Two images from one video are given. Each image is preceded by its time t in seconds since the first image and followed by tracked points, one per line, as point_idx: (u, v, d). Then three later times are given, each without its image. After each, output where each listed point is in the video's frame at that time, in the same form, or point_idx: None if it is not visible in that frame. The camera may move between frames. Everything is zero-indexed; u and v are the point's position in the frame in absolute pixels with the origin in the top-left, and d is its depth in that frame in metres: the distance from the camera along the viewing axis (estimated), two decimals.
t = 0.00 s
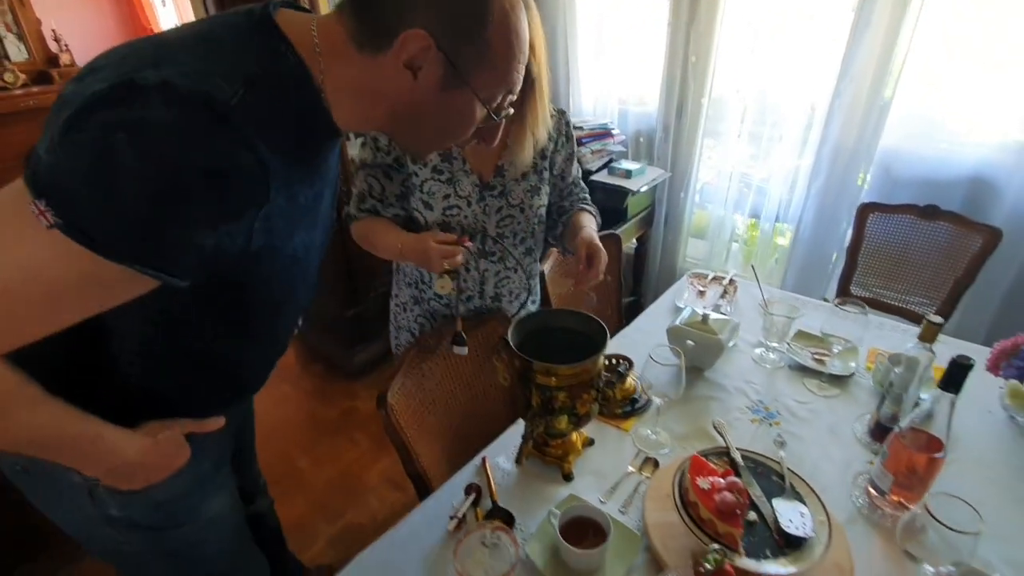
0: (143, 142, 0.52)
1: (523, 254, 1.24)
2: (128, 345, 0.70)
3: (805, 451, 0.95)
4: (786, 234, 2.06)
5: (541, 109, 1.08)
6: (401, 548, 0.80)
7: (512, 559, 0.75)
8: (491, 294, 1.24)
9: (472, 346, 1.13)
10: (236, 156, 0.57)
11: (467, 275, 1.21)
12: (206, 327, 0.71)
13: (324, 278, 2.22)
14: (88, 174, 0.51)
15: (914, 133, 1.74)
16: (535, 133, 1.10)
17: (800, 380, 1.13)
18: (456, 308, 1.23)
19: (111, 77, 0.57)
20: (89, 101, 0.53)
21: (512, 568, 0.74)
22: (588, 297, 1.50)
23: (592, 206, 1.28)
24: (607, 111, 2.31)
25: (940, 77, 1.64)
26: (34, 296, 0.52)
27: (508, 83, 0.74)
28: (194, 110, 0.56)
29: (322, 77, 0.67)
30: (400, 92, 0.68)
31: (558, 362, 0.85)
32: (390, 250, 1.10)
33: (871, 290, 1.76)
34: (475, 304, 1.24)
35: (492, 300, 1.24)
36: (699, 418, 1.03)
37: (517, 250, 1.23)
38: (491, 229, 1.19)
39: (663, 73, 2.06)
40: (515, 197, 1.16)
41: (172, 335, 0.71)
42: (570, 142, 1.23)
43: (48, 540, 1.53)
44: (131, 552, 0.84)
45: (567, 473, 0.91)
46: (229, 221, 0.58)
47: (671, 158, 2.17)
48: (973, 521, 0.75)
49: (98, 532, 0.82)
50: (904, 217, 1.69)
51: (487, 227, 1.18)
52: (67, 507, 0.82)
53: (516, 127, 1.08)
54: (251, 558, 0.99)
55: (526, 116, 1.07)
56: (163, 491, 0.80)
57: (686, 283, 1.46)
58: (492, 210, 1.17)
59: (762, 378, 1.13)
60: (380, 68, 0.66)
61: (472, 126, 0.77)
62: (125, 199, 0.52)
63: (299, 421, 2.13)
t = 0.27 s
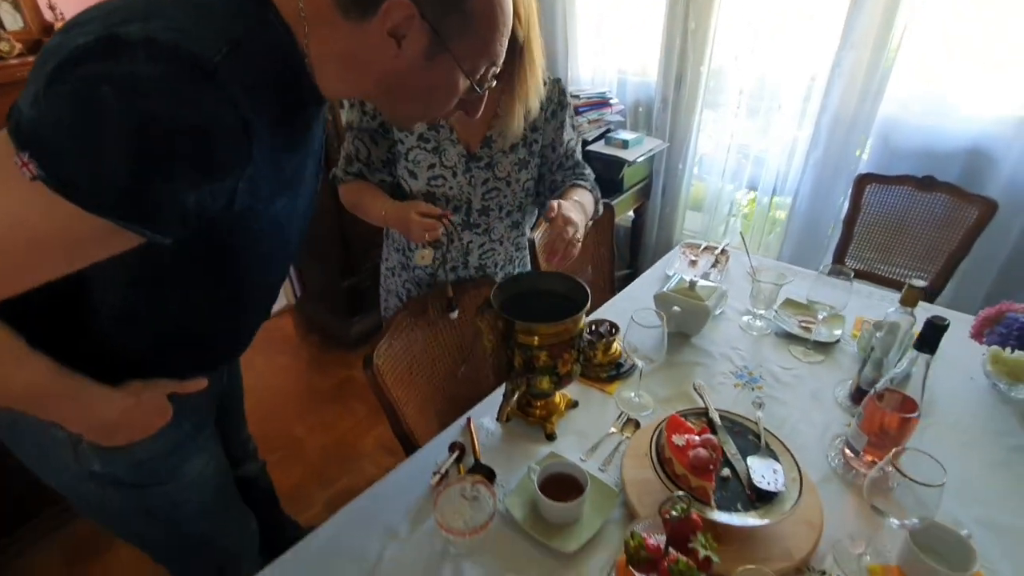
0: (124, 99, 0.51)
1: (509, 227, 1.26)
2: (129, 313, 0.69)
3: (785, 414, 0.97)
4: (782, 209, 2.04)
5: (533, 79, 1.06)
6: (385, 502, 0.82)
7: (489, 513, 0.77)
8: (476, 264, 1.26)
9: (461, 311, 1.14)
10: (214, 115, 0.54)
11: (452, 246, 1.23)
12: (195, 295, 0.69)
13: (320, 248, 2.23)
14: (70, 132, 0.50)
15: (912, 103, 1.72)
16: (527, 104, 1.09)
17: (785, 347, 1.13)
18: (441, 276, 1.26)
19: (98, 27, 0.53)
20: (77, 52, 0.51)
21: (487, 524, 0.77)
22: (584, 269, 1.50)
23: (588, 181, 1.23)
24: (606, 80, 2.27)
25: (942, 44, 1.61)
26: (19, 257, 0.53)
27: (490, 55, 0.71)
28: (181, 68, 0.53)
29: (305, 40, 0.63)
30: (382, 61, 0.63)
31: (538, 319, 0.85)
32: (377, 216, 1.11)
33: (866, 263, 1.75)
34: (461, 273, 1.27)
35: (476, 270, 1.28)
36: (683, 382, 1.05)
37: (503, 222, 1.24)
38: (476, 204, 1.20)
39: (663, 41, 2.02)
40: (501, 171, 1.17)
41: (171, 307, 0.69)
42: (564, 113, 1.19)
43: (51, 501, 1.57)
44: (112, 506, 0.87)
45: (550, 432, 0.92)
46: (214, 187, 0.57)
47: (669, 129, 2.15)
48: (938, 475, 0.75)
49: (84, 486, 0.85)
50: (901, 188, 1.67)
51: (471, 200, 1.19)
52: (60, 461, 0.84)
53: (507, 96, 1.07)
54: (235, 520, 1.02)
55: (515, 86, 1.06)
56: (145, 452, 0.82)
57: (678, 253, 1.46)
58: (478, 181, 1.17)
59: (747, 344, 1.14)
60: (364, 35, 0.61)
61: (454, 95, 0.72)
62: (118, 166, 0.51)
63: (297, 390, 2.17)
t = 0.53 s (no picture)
0: (79, 45, 0.52)
1: (498, 205, 1.25)
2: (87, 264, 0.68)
3: (769, 388, 0.97)
4: (781, 190, 2.02)
5: (520, 47, 1.04)
6: (369, 465, 0.84)
7: (469, 473, 0.79)
8: (464, 241, 1.26)
9: (451, 283, 1.15)
10: (171, 61, 0.57)
11: (440, 223, 1.24)
12: (163, 245, 0.69)
13: (318, 223, 2.23)
14: (30, 80, 0.51)
15: (918, 80, 1.69)
16: (514, 76, 1.07)
17: (774, 323, 1.13)
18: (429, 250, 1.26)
19: None
20: None
21: (470, 482, 0.78)
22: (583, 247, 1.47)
23: (587, 155, 1.15)
24: (608, 56, 2.23)
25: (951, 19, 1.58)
26: None
27: None
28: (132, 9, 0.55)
29: None
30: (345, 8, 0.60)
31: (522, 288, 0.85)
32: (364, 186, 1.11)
33: (864, 244, 1.74)
34: (449, 249, 1.27)
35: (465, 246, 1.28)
36: (669, 356, 1.05)
37: (492, 201, 1.24)
38: (463, 181, 1.19)
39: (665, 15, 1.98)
40: (489, 147, 1.17)
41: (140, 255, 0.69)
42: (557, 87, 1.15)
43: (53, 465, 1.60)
44: (102, 457, 0.90)
45: (534, 402, 0.93)
46: (170, 129, 0.60)
47: (671, 106, 2.12)
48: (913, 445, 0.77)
49: (76, 438, 0.87)
50: (902, 168, 1.66)
51: (459, 176, 1.19)
52: (52, 418, 0.86)
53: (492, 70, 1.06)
54: (225, 476, 1.04)
55: (502, 56, 1.04)
56: (136, 404, 0.84)
57: (673, 230, 1.46)
58: (465, 158, 1.17)
59: (736, 319, 1.15)
60: None
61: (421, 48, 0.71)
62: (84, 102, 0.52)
63: (295, 363, 2.19)
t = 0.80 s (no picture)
0: None
1: (506, 196, 1.24)
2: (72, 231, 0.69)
3: (774, 382, 0.95)
4: (795, 185, 1.99)
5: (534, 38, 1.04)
6: (366, 448, 0.84)
7: (465, 459, 0.78)
8: (471, 231, 1.25)
9: (455, 270, 1.14)
10: None
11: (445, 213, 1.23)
12: (141, 200, 0.71)
13: (328, 208, 2.24)
14: None
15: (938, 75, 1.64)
16: (525, 66, 1.07)
17: (783, 318, 1.11)
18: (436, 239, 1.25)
19: None
20: None
21: (465, 468, 0.77)
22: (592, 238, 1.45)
23: (602, 148, 1.14)
24: (623, 45, 2.20)
25: (978, 9, 1.52)
26: None
27: None
28: None
29: None
30: None
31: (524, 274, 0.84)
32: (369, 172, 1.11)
33: (880, 241, 1.70)
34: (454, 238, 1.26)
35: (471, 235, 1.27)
36: (674, 347, 1.03)
37: (499, 191, 1.22)
38: (470, 172, 1.18)
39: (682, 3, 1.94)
40: (498, 139, 1.15)
41: (122, 215, 0.71)
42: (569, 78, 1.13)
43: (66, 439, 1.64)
44: (107, 429, 0.91)
45: (535, 390, 0.93)
46: (125, 75, 0.63)
47: (685, 96, 2.09)
48: (920, 443, 0.75)
49: (89, 406, 0.88)
50: (920, 163, 1.61)
51: (466, 167, 1.17)
52: (59, 390, 0.88)
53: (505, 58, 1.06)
54: (251, 446, 1.05)
55: (515, 44, 1.04)
56: (145, 369, 0.84)
57: (683, 222, 1.43)
58: (473, 148, 1.16)
59: (744, 313, 1.13)
60: None
61: None
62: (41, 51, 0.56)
63: (303, 347, 2.21)
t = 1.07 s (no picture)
0: None
1: (515, 197, 1.24)
2: (73, 219, 0.70)
3: (787, 388, 0.93)
4: (809, 187, 1.95)
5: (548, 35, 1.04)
6: (372, 450, 0.83)
7: (472, 462, 0.77)
8: (480, 233, 1.24)
9: (463, 271, 1.13)
10: None
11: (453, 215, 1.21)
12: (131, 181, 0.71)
13: (339, 208, 2.24)
14: None
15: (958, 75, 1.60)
16: (539, 66, 1.07)
17: (797, 322, 1.09)
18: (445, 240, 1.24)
19: None
20: None
21: (472, 472, 0.76)
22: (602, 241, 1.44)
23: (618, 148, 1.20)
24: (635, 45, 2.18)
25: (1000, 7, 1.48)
26: None
27: None
28: None
29: None
30: None
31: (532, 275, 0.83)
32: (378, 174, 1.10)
33: (896, 245, 1.66)
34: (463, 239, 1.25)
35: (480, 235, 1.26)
36: (685, 352, 1.02)
37: (509, 192, 1.22)
38: (480, 172, 1.17)
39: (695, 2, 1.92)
40: (508, 138, 1.14)
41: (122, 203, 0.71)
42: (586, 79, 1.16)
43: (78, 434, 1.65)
44: (116, 426, 0.91)
45: (543, 393, 0.91)
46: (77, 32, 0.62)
47: (698, 97, 2.07)
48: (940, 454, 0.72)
49: (99, 403, 0.88)
50: (939, 165, 1.58)
51: (476, 167, 1.16)
52: (70, 385, 0.88)
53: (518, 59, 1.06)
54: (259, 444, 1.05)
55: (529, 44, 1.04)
56: (155, 364, 0.84)
57: (694, 224, 1.41)
58: (483, 148, 1.15)
59: (757, 317, 1.11)
60: None
61: None
62: (6, 25, 0.57)
63: (312, 346, 2.21)
